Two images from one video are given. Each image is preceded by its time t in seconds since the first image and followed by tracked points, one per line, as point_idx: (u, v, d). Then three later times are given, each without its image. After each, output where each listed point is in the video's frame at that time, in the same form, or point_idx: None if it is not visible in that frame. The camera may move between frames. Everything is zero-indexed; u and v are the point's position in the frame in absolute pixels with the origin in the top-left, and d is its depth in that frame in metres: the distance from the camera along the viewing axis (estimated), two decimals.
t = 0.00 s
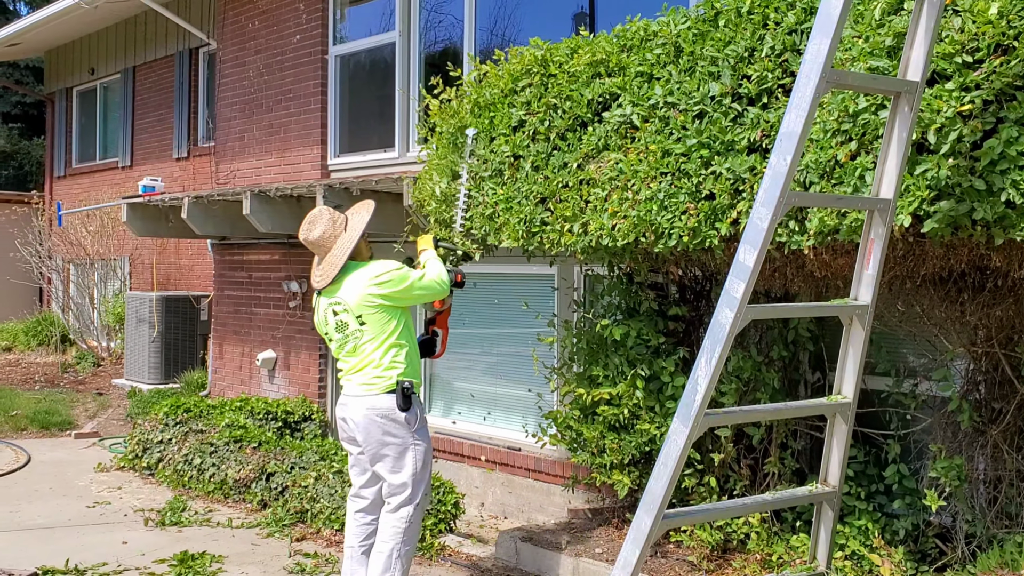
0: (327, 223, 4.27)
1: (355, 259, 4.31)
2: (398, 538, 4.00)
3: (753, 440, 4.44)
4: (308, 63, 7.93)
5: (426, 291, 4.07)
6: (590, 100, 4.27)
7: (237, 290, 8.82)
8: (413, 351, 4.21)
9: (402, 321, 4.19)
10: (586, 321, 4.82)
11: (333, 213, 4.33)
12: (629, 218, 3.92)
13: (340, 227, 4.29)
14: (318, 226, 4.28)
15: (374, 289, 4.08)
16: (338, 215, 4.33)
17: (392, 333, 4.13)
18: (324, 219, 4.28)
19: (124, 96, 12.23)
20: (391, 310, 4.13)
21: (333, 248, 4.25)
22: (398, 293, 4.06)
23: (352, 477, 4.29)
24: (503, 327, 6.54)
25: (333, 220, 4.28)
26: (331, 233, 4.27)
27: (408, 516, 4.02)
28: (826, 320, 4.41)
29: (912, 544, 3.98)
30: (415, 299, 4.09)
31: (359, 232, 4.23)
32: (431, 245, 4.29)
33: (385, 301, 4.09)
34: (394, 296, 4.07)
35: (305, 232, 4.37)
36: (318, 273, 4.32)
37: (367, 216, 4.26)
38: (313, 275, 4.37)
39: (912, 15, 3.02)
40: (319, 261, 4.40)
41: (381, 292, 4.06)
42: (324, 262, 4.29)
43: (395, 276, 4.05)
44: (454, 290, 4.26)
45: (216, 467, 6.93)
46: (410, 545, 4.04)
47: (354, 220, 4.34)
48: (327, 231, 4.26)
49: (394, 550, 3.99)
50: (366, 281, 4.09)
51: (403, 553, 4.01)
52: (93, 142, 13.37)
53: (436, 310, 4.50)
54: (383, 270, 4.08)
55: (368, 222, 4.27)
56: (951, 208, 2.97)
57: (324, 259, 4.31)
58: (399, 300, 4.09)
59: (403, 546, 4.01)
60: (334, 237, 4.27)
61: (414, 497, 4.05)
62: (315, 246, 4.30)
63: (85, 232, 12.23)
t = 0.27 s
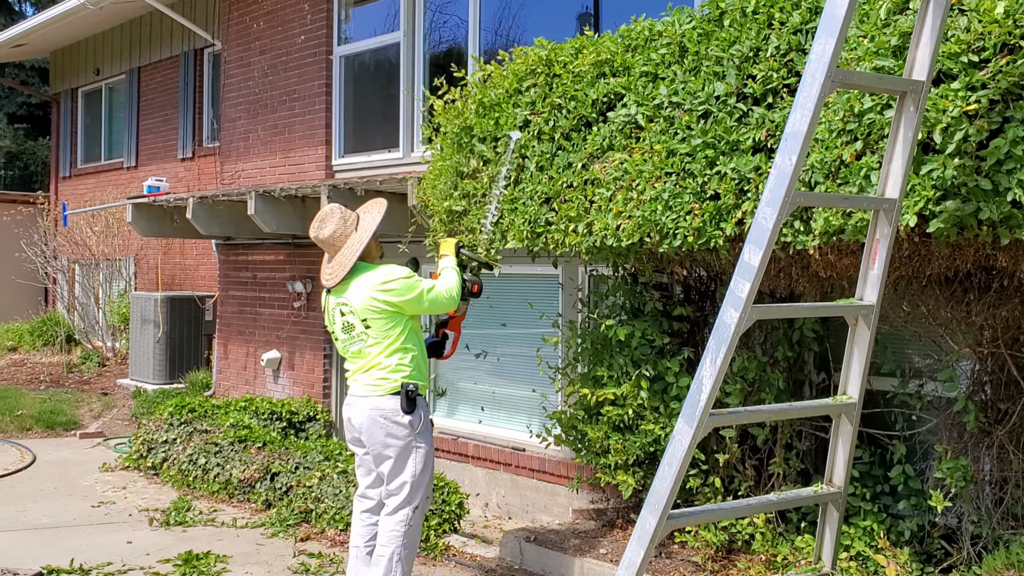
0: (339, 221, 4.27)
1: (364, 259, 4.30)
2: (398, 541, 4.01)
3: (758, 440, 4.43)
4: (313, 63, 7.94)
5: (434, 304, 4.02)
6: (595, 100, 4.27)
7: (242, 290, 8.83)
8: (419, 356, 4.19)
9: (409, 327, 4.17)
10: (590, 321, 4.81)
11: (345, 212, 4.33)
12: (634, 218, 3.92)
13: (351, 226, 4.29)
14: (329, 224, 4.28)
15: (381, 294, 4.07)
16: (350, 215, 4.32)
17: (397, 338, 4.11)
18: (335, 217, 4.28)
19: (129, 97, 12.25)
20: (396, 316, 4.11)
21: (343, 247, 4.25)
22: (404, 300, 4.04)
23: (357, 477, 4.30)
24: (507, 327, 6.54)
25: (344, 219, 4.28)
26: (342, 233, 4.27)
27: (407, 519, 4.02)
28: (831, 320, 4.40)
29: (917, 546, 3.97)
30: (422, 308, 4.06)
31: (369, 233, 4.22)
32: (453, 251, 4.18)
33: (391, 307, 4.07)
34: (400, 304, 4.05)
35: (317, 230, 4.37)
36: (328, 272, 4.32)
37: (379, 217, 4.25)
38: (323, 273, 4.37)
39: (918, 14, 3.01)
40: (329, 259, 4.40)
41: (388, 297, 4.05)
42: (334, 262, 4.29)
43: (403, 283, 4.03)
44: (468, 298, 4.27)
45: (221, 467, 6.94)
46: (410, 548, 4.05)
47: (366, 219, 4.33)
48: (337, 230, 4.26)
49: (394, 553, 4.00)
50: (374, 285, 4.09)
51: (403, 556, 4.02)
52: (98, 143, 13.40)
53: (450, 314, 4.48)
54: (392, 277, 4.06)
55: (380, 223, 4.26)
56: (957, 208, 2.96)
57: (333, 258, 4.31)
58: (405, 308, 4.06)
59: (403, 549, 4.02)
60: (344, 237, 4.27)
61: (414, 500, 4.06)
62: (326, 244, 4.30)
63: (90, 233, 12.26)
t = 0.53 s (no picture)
0: (353, 218, 4.28)
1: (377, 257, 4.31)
2: (403, 539, 4.01)
3: (764, 438, 4.43)
4: (319, 61, 7.95)
5: (443, 318, 3.98)
6: (601, 98, 4.26)
7: (249, 288, 8.85)
8: (428, 358, 4.18)
9: (417, 330, 4.15)
10: (597, 319, 4.81)
11: (359, 208, 4.34)
12: (641, 216, 3.91)
13: (365, 223, 4.30)
14: (343, 220, 4.28)
15: (390, 297, 4.05)
16: (364, 211, 4.33)
17: (405, 341, 4.10)
18: (349, 213, 4.28)
19: (137, 94, 12.29)
20: (404, 320, 4.09)
21: (356, 244, 4.25)
22: (412, 308, 4.00)
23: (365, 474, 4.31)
24: (514, 325, 6.53)
25: (358, 215, 4.29)
26: (355, 229, 4.27)
27: (411, 518, 4.03)
28: (839, 318, 4.39)
29: (925, 544, 3.96)
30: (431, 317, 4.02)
31: (383, 230, 4.23)
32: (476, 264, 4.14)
33: (400, 311, 4.05)
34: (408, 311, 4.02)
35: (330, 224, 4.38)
36: (340, 268, 4.33)
37: (393, 215, 4.27)
38: (335, 269, 4.38)
39: (926, 11, 3.00)
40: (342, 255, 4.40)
41: (397, 302, 4.03)
42: (347, 258, 4.29)
43: (414, 291, 4.00)
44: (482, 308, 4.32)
45: (228, 464, 6.96)
46: (414, 547, 4.06)
47: (380, 216, 4.34)
48: (351, 226, 4.27)
49: (398, 551, 4.00)
50: (385, 288, 4.07)
51: (408, 554, 4.03)
52: (106, 140, 13.44)
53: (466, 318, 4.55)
54: (404, 284, 4.03)
55: (394, 221, 4.28)
56: (965, 205, 2.94)
57: (346, 254, 4.31)
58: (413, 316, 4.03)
59: (407, 547, 4.03)
60: (358, 233, 4.27)
61: (418, 499, 4.07)
62: (339, 240, 4.30)
63: (98, 230, 12.30)
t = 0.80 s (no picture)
0: (362, 213, 4.30)
1: (388, 252, 4.33)
2: (410, 534, 4.03)
3: (771, 433, 4.42)
4: (326, 56, 7.95)
5: (448, 325, 3.99)
6: (608, 92, 4.26)
7: (256, 283, 8.87)
8: (435, 356, 4.19)
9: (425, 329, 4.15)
10: (604, 313, 4.81)
11: (368, 202, 4.36)
12: (647, 211, 3.90)
13: (375, 218, 4.33)
14: (353, 216, 4.31)
15: (397, 299, 4.05)
16: (373, 205, 4.36)
17: (412, 340, 4.10)
18: (359, 208, 4.30)
19: (144, 89, 12.31)
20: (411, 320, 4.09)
21: (368, 239, 4.29)
22: (418, 312, 4.01)
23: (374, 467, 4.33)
24: (520, 320, 6.53)
25: (368, 210, 4.31)
26: (366, 224, 4.30)
27: (418, 513, 4.04)
28: (846, 313, 4.38)
29: (931, 540, 3.95)
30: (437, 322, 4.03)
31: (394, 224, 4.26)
32: (492, 279, 4.16)
33: (407, 314, 4.05)
34: (414, 315, 4.02)
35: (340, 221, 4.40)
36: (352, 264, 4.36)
37: (402, 208, 4.30)
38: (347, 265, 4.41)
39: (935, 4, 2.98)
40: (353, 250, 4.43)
41: (404, 304, 4.03)
42: (359, 253, 4.32)
43: (420, 296, 4.00)
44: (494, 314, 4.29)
45: (235, 458, 6.98)
46: (421, 541, 4.07)
47: (389, 209, 4.37)
48: (361, 221, 4.29)
49: (405, 546, 4.02)
50: (392, 288, 4.08)
51: (415, 549, 4.04)
52: (114, 135, 13.48)
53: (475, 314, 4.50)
54: (412, 288, 4.02)
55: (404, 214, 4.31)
56: (973, 200, 2.94)
57: (357, 250, 4.34)
58: (418, 318, 4.02)
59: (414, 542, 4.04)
60: (368, 228, 4.30)
61: (426, 494, 4.07)
62: (350, 236, 4.33)
63: (106, 225, 12.34)
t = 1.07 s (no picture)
0: (360, 211, 4.33)
1: (391, 247, 4.35)
2: (416, 529, 4.03)
3: (775, 429, 4.42)
4: (331, 52, 7.96)
5: (453, 316, 3.99)
6: (612, 88, 4.25)
7: (261, 279, 8.89)
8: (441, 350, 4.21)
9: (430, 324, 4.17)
10: (608, 309, 4.81)
11: (364, 200, 4.39)
12: (651, 206, 3.90)
13: (373, 214, 4.36)
14: (351, 215, 4.34)
15: (400, 294, 4.07)
16: (370, 202, 4.39)
17: (417, 334, 4.12)
18: (356, 206, 4.34)
19: (150, 86, 12.34)
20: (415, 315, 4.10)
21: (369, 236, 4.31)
22: (422, 305, 4.02)
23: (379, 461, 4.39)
24: (525, 316, 6.54)
25: (365, 207, 4.35)
26: (365, 221, 4.33)
27: (423, 509, 4.04)
28: (850, 308, 4.38)
29: (936, 535, 3.95)
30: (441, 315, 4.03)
31: (392, 217, 4.28)
32: (491, 264, 4.12)
33: (410, 308, 4.07)
34: (419, 309, 4.04)
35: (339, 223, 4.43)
36: (356, 264, 4.38)
37: (399, 200, 4.31)
38: (352, 267, 4.42)
39: None
40: (356, 252, 4.45)
41: (407, 298, 4.05)
42: (362, 253, 4.34)
43: (423, 289, 4.01)
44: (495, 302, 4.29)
45: (240, 454, 7.00)
46: (427, 536, 4.07)
47: (386, 204, 4.39)
48: (360, 219, 4.32)
49: (411, 540, 4.03)
50: (395, 284, 4.10)
51: (420, 544, 4.05)
52: (120, 132, 13.51)
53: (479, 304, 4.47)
54: (414, 282, 4.04)
55: (401, 205, 4.32)
56: (977, 194, 2.91)
57: (360, 249, 4.36)
58: (422, 312, 4.04)
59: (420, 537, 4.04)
60: (368, 225, 4.33)
61: (431, 489, 4.08)
62: (351, 235, 4.35)
63: (112, 222, 12.38)
